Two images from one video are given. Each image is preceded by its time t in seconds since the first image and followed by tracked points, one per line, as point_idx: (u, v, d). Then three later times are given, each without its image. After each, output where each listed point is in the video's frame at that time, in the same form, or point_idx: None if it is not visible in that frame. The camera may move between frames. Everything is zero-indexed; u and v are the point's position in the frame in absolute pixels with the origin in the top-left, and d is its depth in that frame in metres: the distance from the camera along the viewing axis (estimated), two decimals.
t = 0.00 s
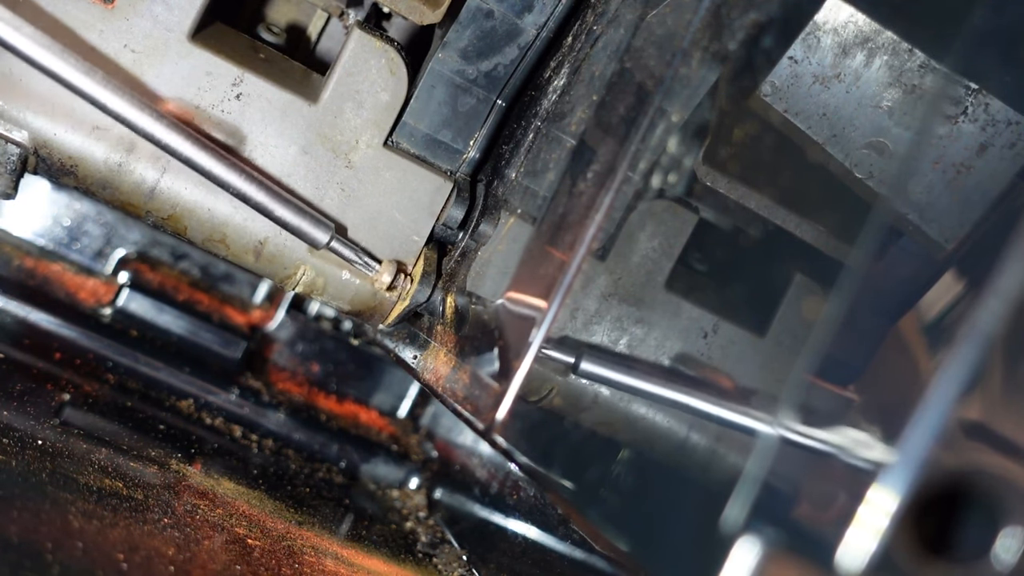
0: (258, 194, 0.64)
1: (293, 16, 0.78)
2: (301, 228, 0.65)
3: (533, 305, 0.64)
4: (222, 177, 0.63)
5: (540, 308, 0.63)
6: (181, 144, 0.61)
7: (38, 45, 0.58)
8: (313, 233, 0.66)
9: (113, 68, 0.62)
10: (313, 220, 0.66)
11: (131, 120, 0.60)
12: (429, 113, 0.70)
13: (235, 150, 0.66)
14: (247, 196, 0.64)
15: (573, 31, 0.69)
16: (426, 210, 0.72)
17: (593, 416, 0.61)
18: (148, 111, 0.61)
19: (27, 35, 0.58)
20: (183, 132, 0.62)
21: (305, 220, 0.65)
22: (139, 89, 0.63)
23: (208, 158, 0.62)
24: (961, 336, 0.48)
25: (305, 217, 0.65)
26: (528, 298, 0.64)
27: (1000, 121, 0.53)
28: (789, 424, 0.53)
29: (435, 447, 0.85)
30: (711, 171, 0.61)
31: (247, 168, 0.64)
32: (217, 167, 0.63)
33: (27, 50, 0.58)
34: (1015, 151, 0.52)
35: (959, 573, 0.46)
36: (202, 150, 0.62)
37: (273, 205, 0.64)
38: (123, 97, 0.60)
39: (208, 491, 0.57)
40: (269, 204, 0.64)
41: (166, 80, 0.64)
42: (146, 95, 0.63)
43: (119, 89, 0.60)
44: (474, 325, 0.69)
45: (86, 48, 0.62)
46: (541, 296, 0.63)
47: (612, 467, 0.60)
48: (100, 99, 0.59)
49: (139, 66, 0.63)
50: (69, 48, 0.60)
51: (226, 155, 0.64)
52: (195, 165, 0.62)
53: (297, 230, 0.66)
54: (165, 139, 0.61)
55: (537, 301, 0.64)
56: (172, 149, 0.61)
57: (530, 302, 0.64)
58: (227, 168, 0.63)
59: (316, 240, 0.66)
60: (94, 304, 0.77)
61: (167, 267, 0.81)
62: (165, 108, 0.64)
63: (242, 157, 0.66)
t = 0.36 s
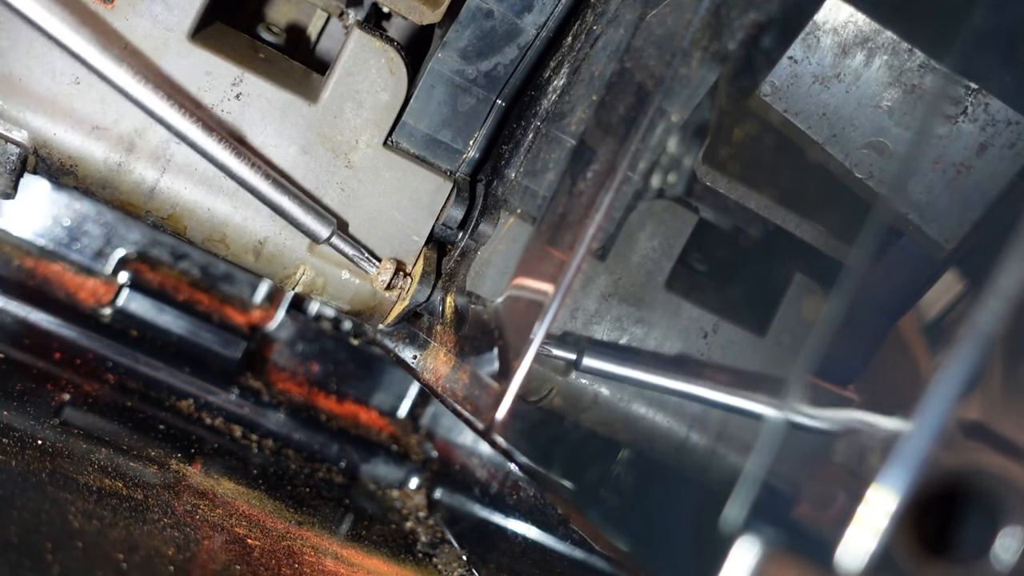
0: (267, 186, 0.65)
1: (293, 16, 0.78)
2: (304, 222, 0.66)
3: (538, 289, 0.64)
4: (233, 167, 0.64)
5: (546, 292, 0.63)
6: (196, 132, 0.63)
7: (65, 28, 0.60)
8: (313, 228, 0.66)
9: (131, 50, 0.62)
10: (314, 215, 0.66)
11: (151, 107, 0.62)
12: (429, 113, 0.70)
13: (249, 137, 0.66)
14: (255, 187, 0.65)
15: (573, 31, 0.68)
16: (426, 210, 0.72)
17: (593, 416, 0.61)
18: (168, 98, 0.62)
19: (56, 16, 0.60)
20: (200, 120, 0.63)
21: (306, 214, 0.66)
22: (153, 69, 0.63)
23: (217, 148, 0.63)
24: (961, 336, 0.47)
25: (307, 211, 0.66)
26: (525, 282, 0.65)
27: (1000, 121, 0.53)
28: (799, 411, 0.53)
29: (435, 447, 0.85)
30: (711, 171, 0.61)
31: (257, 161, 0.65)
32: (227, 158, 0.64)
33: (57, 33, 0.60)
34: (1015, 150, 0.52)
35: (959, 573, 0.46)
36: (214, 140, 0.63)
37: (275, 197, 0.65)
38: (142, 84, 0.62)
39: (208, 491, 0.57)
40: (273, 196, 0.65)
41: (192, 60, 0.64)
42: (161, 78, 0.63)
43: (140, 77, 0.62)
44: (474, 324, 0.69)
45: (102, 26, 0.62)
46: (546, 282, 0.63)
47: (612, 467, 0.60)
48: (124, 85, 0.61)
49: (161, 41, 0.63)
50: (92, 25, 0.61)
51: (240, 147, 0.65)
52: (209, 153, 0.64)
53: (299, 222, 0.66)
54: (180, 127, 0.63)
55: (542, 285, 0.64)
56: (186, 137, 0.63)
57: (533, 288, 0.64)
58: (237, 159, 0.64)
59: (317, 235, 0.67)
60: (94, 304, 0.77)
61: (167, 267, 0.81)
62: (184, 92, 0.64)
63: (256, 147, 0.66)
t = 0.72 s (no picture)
0: (250, 208, 0.65)
1: (293, 16, 0.78)
2: (294, 235, 0.67)
3: (524, 328, 0.64)
4: (212, 195, 0.65)
5: (528, 331, 0.64)
6: (171, 167, 0.63)
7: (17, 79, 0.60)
8: (307, 240, 0.67)
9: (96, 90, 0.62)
10: (306, 227, 0.67)
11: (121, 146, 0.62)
12: (429, 113, 0.70)
13: (227, 161, 0.66)
14: (239, 211, 0.65)
15: (573, 31, 0.68)
16: (426, 210, 0.72)
17: (593, 417, 0.61)
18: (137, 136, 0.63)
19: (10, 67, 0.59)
20: (173, 154, 0.63)
21: (294, 228, 0.67)
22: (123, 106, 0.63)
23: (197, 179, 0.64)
24: (961, 337, 0.47)
25: (299, 225, 0.67)
26: (518, 320, 0.65)
27: (1000, 121, 0.53)
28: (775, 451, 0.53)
29: (435, 447, 0.85)
30: (711, 171, 0.62)
31: (239, 185, 0.65)
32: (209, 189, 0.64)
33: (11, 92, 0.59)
34: (1015, 150, 0.52)
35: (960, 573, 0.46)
36: (193, 172, 0.64)
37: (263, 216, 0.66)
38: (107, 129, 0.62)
39: (208, 491, 0.57)
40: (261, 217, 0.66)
41: (160, 84, 0.64)
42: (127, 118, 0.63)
43: (109, 124, 0.62)
44: (474, 324, 0.69)
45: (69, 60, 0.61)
46: (530, 320, 0.64)
47: (612, 467, 0.60)
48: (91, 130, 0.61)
49: (123, 79, 0.63)
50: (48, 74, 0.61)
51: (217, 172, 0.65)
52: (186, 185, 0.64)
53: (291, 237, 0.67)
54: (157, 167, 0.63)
55: (526, 324, 0.64)
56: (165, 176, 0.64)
57: (522, 326, 0.65)
58: (218, 188, 0.64)
59: (311, 245, 0.68)
60: (94, 304, 0.77)
61: (167, 267, 0.81)
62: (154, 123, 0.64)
63: (233, 170, 0.66)
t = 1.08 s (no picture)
0: (250, 200, 0.65)
1: (293, 16, 0.78)
2: (295, 231, 0.66)
3: (527, 319, 0.65)
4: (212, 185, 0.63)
5: (533, 322, 0.64)
6: (173, 157, 0.62)
7: (17, 70, 0.59)
8: (307, 237, 0.66)
9: (96, 88, 0.62)
10: (306, 223, 0.66)
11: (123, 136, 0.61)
12: (429, 113, 0.70)
13: (228, 156, 0.66)
14: (240, 202, 0.64)
15: (573, 31, 0.68)
16: (426, 210, 0.72)
17: (593, 416, 0.61)
18: (139, 126, 0.62)
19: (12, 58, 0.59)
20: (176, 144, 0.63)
21: (296, 223, 0.66)
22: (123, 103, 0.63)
23: (199, 170, 0.63)
24: (961, 337, 0.47)
25: (298, 220, 0.66)
26: (517, 310, 0.65)
27: (1000, 121, 0.53)
28: (778, 441, 0.53)
29: (435, 447, 0.85)
30: (711, 171, 0.62)
31: (241, 178, 0.65)
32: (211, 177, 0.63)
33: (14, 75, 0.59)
34: (1015, 150, 0.52)
35: (959, 573, 0.46)
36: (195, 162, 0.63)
37: (263, 209, 0.65)
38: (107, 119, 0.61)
39: (208, 491, 0.57)
40: (261, 209, 0.65)
41: (160, 84, 0.64)
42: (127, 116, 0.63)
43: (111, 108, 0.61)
44: (474, 325, 0.69)
45: (70, 60, 0.61)
46: (534, 312, 0.64)
47: (612, 467, 0.60)
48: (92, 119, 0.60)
49: (124, 79, 0.63)
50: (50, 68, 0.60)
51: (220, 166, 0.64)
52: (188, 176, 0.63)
53: (291, 232, 0.66)
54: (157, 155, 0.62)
55: (529, 315, 0.65)
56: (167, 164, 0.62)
57: (523, 317, 0.65)
58: (220, 178, 0.64)
59: (311, 242, 0.67)
60: (94, 304, 0.77)
61: (167, 267, 0.82)
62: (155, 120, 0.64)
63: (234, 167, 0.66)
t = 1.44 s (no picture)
0: (249, 201, 0.64)
1: (293, 16, 0.78)
2: (293, 231, 0.65)
3: (527, 321, 0.65)
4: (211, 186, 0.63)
5: (533, 325, 0.64)
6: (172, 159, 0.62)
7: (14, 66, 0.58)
8: (306, 237, 0.66)
9: (97, 88, 0.62)
10: (306, 224, 0.66)
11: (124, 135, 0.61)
12: (429, 113, 0.70)
13: (228, 157, 0.66)
14: (239, 204, 0.64)
15: (573, 31, 0.68)
16: (426, 210, 0.72)
17: (593, 416, 0.61)
18: (139, 128, 0.61)
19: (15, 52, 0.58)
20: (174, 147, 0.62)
21: (295, 224, 0.65)
22: (124, 104, 0.63)
23: (197, 171, 0.63)
24: (961, 337, 0.47)
25: (297, 220, 0.66)
26: (518, 313, 0.65)
27: (1000, 121, 0.53)
28: (777, 442, 0.53)
29: (435, 447, 0.85)
30: (712, 171, 0.62)
31: (241, 180, 0.65)
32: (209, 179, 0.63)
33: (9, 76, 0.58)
34: (1015, 150, 0.52)
35: (959, 573, 0.45)
36: (195, 163, 0.63)
37: (262, 211, 0.64)
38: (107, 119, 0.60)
39: (208, 491, 0.57)
40: (260, 210, 0.64)
41: (160, 84, 0.64)
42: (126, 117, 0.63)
43: (108, 110, 0.61)
44: (474, 324, 0.69)
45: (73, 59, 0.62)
46: (532, 313, 0.64)
47: (612, 467, 0.60)
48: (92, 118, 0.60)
49: (124, 79, 0.63)
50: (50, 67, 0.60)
51: (219, 167, 0.64)
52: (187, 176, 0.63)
53: (290, 233, 0.66)
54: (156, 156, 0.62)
55: (529, 317, 0.65)
56: (166, 165, 0.62)
57: (523, 319, 0.65)
58: (218, 181, 0.63)
59: (311, 244, 0.66)
60: (94, 304, 0.77)
61: (167, 267, 0.82)
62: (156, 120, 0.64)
63: (234, 168, 0.66)
